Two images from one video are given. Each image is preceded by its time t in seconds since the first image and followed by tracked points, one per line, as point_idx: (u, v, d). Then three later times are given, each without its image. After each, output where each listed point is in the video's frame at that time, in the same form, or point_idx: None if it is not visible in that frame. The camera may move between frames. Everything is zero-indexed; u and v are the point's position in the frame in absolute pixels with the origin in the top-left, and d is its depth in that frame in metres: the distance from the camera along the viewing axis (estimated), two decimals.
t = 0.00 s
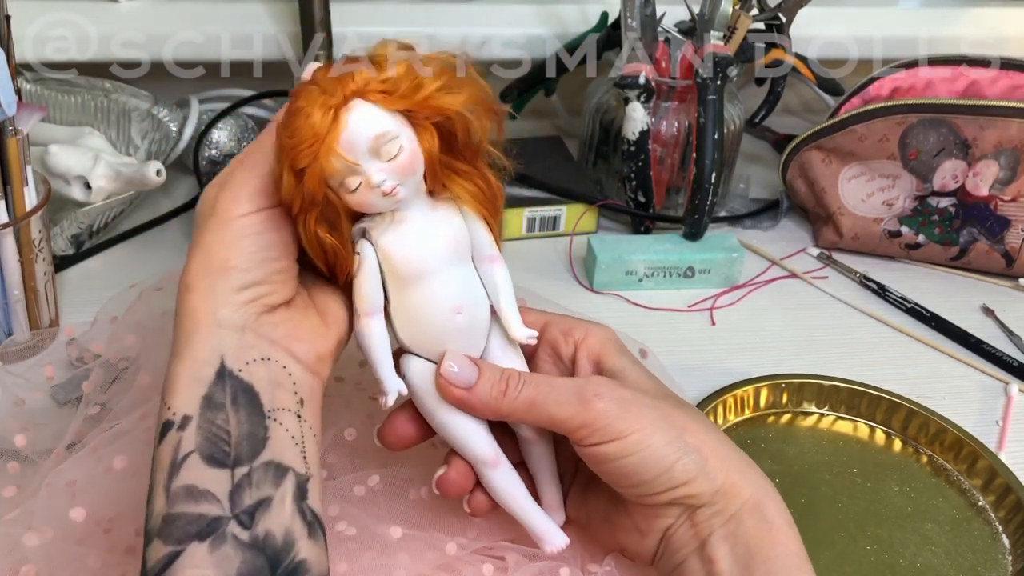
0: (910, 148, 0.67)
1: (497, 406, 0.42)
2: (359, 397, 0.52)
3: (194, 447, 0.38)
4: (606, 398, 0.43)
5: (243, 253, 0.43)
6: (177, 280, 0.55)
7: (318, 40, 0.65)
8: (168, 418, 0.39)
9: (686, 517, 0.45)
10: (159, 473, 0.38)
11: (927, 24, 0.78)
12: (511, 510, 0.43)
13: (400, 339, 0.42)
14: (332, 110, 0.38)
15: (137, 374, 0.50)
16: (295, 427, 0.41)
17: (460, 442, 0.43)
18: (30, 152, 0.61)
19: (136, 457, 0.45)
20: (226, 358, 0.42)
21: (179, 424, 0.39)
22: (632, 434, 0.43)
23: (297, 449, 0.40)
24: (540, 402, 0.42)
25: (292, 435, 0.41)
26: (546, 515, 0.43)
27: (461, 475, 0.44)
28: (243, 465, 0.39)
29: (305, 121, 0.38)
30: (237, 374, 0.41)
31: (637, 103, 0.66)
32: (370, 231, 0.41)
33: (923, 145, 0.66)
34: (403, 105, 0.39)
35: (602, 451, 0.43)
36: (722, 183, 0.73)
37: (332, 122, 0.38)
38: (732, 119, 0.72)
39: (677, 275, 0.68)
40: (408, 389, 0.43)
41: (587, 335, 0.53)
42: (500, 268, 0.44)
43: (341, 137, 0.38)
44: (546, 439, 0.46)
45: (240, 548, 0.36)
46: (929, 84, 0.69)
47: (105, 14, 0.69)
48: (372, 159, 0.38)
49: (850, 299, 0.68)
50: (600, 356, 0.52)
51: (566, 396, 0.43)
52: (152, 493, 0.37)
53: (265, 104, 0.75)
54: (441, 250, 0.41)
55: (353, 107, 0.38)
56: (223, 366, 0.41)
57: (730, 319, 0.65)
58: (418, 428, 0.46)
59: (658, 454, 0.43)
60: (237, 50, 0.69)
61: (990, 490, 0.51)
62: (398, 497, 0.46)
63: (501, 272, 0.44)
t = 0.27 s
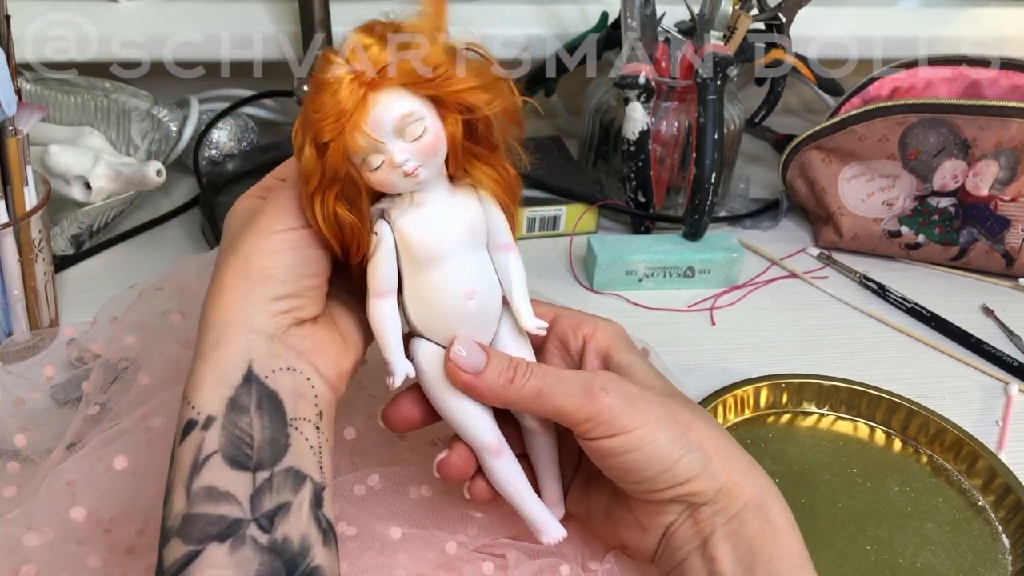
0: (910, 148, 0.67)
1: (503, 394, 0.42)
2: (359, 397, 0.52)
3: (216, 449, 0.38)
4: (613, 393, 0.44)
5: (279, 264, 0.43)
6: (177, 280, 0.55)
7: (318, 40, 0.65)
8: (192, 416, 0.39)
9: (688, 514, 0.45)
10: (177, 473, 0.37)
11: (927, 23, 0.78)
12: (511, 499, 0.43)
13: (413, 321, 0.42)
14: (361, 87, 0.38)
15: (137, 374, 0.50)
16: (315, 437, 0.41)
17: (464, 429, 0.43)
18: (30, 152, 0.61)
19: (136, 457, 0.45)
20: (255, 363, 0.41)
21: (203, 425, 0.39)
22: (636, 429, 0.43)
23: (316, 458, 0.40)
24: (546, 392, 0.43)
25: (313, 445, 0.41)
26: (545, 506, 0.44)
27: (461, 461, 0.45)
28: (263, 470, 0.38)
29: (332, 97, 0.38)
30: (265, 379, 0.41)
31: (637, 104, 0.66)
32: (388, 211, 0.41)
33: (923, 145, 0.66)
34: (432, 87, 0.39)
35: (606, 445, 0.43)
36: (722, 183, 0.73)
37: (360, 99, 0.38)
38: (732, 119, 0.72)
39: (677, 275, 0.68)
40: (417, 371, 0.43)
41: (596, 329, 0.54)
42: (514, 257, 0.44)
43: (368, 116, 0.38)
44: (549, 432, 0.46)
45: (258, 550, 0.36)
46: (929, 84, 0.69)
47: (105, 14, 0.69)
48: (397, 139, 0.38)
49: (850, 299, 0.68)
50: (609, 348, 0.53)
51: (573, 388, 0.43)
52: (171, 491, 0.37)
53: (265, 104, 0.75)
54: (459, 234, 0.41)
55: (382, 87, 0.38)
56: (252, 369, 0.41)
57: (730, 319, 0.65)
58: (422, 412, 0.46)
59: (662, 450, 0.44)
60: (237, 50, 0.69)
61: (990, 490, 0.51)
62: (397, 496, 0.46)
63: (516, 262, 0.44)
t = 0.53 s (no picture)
0: (910, 148, 0.67)
1: (509, 384, 0.42)
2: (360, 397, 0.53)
3: (190, 423, 0.34)
4: (618, 388, 0.44)
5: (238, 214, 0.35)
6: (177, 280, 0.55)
7: (318, 40, 0.63)
8: (161, 382, 0.34)
9: (689, 513, 0.45)
10: (139, 447, 0.33)
11: (927, 23, 0.78)
12: (509, 489, 0.43)
13: (421, 304, 0.43)
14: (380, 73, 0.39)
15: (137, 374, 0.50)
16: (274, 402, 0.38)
17: (467, 417, 0.44)
18: (32, 151, 0.64)
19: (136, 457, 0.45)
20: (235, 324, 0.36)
21: (176, 395, 0.34)
22: (638, 425, 0.43)
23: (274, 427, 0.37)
24: (552, 385, 0.43)
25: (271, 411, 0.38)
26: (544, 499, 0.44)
27: (462, 449, 0.45)
28: (240, 447, 0.35)
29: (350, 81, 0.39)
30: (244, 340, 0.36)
31: (637, 103, 0.67)
32: (401, 198, 0.42)
33: (923, 145, 0.66)
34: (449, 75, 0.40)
35: (608, 440, 0.43)
36: (722, 183, 0.73)
37: (378, 84, 0.38)
38: (732, 119, 0.72)
39: (677, 275, 0.68)
40: (423, 356, 0.43)
41: (605, 326, 0.55)
42: (525, 249, 0.44)
43: (384, 100, 0.38)
44: (552, 427, 0.46)
45: (229, 543, 0.33)
46: (929, 84, 0.69)
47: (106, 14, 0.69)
48: (411, 124, 0.39)
49: (850, 299, 0.68)
50: (617, 344, 0.54)
51: (579, 382, 0.43)
52: (130, 470, 0.33)
53: (266, 105, 0.75)
54: (470, 221, 0.42)
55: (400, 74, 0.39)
56: (232, 331, 0.36)
57: (730, 319, 0.65)
58: (426, 399, 0.47)
59: (663, 448, 0.44)
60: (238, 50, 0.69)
61: (990, 490, 0.51)
62: (397, 494, 0.46)
63: (526, 254, 0.44)
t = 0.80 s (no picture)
0: (910, 148, 0.67)
1: (514, 387, 0.42)
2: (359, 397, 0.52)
3: (243, 431, 0.34)
4: (627, 390, 0.44)
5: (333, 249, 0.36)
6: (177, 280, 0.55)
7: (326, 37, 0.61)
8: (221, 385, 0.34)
9: (694, 514, 0.45)
10: (192, 453, 0.33)
11: (926, 23, 0.78)
12: (514, 492, 0.44)
13: (426, 305, 0.43)
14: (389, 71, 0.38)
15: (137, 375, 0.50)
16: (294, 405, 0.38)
17: (471, 419, 0.44)
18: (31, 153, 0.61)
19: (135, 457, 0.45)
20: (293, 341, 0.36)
21: (234, 401, 0.34)
22: (647, 427, 0.43)
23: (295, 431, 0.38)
24: (558, 388, 0.43)
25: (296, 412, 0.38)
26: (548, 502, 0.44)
27: (468, 451, 0.45)
28: (284, 457, 0.36)
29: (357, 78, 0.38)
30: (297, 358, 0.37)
31: (637, 103, 0.66)
32: (406, 198, 0.41)
33: (922, 145, 0.67)
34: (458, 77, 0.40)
35: (617, 441, 0.43)
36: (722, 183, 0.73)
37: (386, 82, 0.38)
38: (732, 119, 0.72)
39: (677, 275, 0.68)
40: (428, 358, 0.44)
41: (610, 324, 0.55)
42: (530, 249, 0.44)
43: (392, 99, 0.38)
44: (556, 429, 0.46)
45: (273, 552, 0.34)
46: (929, 84, 0.69)
47: (105, 14, 0.69)
48: (420, 125, 0.39)
49: (850, 299, 0.68)
50: (622, 344, 0.54)
51: (586, 385, 0.43)
52: (181, 477, 0.33)
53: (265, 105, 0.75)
54: (476, 223, 0.42)
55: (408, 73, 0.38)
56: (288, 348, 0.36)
57: (730, 319, 0.65)
58: (431, 401, 0.47)
59: (672, 450, 0.44)
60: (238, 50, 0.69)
61: (990, 491, 0.51)
62: (396, 494, 0.46)
63: (532, 255, 0.44)
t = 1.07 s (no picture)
0: (910, 148, 0.67)
1: (519, 382, 0.42)
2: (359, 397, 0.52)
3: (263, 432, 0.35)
4: (631, 389, 0.44)
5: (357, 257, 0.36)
6: (177, 280, 0.55)
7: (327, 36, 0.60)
8: (244, 385, 0.35)
9: (696, 514, 0.45)
10: (214, 450, 0.34)
11: (926, 23, 0.78)
12: (515, 488, 0.43)
13: (433, 298, 0.43)
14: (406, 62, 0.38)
15: (137, 374, 0.50)
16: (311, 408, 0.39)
17: (474, 415, 0.44)
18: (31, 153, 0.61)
19: (135, 457, 0.45)
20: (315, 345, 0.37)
21: (256, 400, 0.35)
22: (651, 426, 0.43)
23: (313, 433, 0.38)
24: (563, 384, 0.42)
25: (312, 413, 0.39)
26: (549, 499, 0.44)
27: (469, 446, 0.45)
28: (300, 458, 0.37)
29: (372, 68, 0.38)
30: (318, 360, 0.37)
31: (637, 103, 0.66)
32: (418, 189, 0.41)
33: (922, 145, 0.67)
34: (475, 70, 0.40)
35: (622, 440, 0.43)
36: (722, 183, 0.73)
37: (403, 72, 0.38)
38: (732, 119, 0.72)
39: (677, 275, 0.68)
40: (434, 350, 0.43)
41: (612, 322, 0.55)
42: (539, 245, 0.45)
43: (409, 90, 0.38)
44: (558, 425, 0.46)
45: (287, 553, 0.34)
46: (929, 84, 0.69)
47: (105, 14, 0.69)
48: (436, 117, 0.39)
49: (851, 299, 0.68)
50: (625, 342, 0.54)
51: (592, 382, 0.43)
52: (203, 472, 0.34)
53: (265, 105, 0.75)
54: (487, 216, 0.42)
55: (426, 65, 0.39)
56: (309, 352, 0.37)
57: (730, 319, 0.65)
58: (434, 396, 0.47)
59: (675, 450, 0.44)
60: (237, 50, 0.69)
61: (990, 491, 0.51)
62: (396, 493, 0.46)
63: (541, 250, 0.44)
